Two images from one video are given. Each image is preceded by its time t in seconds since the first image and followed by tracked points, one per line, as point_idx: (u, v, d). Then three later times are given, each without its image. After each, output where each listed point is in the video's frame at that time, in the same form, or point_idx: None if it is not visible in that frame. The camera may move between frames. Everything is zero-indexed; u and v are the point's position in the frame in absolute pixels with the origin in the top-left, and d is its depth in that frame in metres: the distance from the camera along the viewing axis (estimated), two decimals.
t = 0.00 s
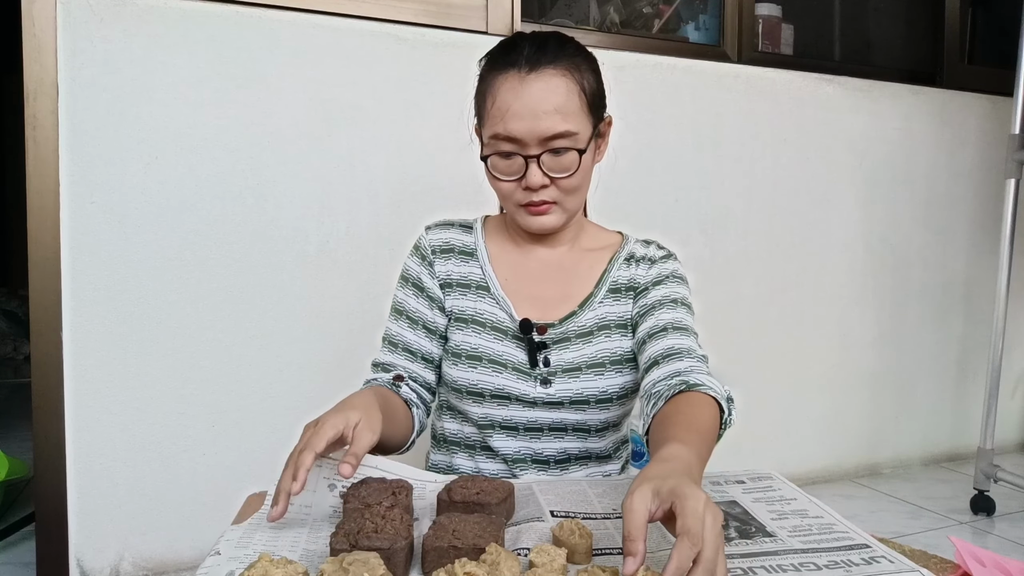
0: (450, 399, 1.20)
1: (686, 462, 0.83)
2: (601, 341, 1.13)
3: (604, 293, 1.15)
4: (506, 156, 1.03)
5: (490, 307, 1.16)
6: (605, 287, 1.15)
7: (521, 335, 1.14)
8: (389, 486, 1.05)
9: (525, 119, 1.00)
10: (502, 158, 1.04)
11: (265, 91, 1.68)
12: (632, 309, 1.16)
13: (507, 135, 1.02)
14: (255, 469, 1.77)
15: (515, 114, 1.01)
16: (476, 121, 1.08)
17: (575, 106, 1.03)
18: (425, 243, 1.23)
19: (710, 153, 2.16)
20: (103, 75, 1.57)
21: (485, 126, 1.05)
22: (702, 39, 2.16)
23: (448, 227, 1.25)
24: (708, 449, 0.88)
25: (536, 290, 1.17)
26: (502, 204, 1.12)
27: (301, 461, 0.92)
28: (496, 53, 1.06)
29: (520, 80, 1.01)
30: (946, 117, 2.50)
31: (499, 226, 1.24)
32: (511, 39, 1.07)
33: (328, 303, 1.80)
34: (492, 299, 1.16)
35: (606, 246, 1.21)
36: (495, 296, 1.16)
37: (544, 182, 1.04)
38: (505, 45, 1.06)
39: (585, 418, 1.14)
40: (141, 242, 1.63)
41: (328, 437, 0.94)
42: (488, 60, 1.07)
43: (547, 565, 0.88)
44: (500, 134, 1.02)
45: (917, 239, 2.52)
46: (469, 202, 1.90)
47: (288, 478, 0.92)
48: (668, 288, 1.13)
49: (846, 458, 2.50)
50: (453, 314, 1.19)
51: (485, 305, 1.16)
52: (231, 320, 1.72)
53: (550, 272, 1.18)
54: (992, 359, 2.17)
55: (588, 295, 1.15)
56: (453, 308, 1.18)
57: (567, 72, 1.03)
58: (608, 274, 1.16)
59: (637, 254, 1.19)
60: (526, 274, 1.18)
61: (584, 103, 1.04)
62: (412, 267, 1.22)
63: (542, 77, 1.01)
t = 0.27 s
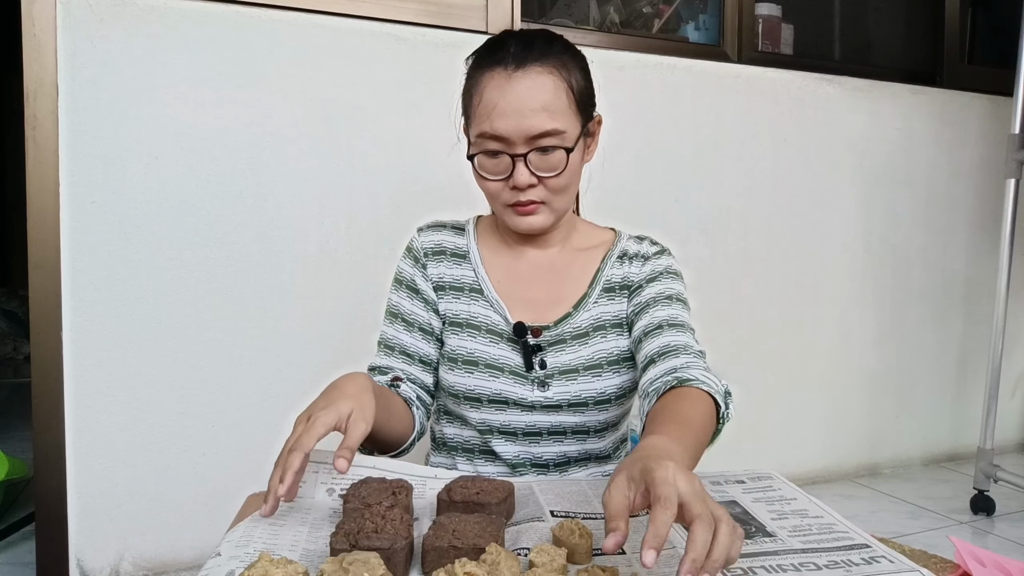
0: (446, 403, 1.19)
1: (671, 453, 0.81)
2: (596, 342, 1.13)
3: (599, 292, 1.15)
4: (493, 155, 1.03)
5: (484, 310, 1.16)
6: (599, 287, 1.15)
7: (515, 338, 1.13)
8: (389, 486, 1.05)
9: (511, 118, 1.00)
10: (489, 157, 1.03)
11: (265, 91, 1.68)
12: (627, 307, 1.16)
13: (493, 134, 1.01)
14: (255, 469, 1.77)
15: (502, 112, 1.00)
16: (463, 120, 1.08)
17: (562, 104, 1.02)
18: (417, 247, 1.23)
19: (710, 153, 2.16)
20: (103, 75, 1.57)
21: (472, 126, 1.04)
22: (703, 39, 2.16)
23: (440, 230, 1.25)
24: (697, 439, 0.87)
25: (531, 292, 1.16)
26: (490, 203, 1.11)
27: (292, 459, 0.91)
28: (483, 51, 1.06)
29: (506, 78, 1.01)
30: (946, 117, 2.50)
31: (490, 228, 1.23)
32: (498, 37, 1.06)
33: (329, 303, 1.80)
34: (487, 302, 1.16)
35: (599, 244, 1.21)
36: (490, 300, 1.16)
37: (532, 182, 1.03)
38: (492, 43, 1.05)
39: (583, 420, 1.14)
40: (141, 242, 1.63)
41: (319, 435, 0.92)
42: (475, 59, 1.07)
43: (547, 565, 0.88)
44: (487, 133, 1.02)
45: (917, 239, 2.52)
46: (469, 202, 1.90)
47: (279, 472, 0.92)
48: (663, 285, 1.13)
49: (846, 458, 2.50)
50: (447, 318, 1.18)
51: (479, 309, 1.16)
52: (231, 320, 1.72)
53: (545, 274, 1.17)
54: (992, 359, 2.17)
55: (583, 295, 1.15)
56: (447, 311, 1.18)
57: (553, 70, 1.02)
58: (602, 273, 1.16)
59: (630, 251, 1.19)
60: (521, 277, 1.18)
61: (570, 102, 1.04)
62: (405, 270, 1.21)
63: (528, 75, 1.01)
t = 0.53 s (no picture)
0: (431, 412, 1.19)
1: (541, 433, 0.76)
2: (564, 345, 1.10)
3: (565, 293, 1.11)
4: (462, 156, 0.98)
5: (454, 319, 1.14)
6: (565, 287, 1.11)
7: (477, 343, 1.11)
8: (389, 487, 1.03)
9: (482, 119, 0.95)
10: (457, 157, 0.99)
11: (265, 91, 1.68)
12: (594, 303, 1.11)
13: (463, 134, 0.96)
14: (255, 469, 1.77)
15: (472, 112, 0.96)
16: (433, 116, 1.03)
17: (535, 106, 0.98)
18: (393, 258, 1.23)
19: (710, 153, 2.16)
20: (103, 75, 1.57)
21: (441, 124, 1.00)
22: (703, 39, 2.16)
23: (415, 239, 1.24)
24: (596, 422, 0.81)
25: (499, 299, 1.13)
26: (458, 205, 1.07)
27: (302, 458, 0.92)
28: (455, 47, 1.01)
29: (479, 76, 0.96)
30: (946, 117, 2.50)
31: (464, 234, 1.21)
32: (471, 33, 1.02)
33: (329, 303, 1.80)
34: (456, 311, 1.14)
35: (571, 240, 1.16)
36: (459, 308, 1.14)
37: (501, 185, 0.99)
38: (464, 39, 1.01)
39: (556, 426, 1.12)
40: (141, 242, 1.63)
41: (327, 432, 0.94)
42: (447, 54, 1.02)
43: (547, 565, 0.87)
44: (457, 132, 0.97)
45: (917, 239, 2.52)
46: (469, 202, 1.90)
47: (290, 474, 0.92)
48: (622, 271, 1.08)
49: (846, 458, 2.50)
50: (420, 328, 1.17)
51: (448, 317, 1.14)
52: (231, 320, 1.72)
53: (513, 276, 1.14)
54: (992, 359, 2.17)
55: (548, 297, 1.11)
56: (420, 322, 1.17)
57: (528, 71, 0.98)
58: (567, 272, 1.11)
59: (596, 245, 1.14)
60: (488, 282, 1.14)
61: (544, 105, 1.00)
62: (383, 282, 1.22)
63: (502, 74, 0.96)
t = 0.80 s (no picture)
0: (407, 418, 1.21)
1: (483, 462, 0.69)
2: (523, 353, 1.09)
3: (524, 297, 1.09)
4: (427, 158, 0.98)
5: (421, 326, 1.14)
6: (524, 292, 1.09)
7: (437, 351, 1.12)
8: (389, 487, 1.04)
9: (448, 122, 0.95)
10: (423, 158, 0.98)
11: (265, 92, 1.68)
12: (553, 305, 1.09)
13: (429, 136, 0.96)
14: (255, 469, 1.77)
15: (439, 115, 0.95)
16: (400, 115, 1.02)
17: (503, 113, 0.97)
18: (372, 261, 1.23)
19: (709, 153, 2.16)
20: (103, 75, 1.57)
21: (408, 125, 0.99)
22: (702, 40, 2.16)
23: (392, 244, 1.25)
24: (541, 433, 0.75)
25: (462, 306, 1.12)
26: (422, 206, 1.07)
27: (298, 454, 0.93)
28: (424, 48, 1.00)
29: (448, 80, 0.95)
30: (945, 117, 2.50)
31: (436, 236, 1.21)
32: (442, 34, 1.01)
33: (329, 303, 1.80)
34: (422, 318, 1.14)
35: (533, 241, 1.13)
36: (425, 316, 1.14)
37: (464, 190, 0.99)
38: (434, 40, 1.00)
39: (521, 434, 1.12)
40: (141, 242, 1.63)
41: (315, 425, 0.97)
42: (416, 54, 1.01)
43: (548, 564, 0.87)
44: (423, 134, 0.96)
45: (917, 240, 2.52)
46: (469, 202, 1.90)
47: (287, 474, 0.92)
48: (575, 263, 1.04)
49: (846, 458, 2.50)
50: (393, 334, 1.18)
51: (416, 325, 1.14)
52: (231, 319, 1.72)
53: (475, 282, 1.13)
54: (992, 359, 2.17)
55: (506, 304, 1.09)
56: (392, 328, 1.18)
57: (497, 77, 0.97)
58: (526, 276, 1.09)
59: (553, 244, 1.10)
60: (451, 289, 1.14)
61: (512, 113, 0.99)
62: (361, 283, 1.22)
63: (470, 79, 0.96)
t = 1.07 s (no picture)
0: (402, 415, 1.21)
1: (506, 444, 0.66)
2: (520, 354, 1.09)
3: (520, 298, 1.09)
4: (413, 160, 0.97)
5: (417, 323, 1.14)
6: (520, 292, 1.09)
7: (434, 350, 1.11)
8: (389, 487, 1.04)
9: (433, 122, 0.95)
10: (409, 160, 0.98)
11: (265, 92, 1.68)
12: (550, 306, 1.10)
13: (414, 138, 0.96)
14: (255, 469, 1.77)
15: (422, 116, 0.95)
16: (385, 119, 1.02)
17: (487, 111, 0.97)
18: (369, 247, 1.23)
19: (709, 153, 2.16)
20: (103, 75, 1.57)
21: (392, 127, 0.99)
22: (702, 40, 2.17)
23: (389, 235, 1.24)
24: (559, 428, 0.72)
25: (457, 307, 1.12)
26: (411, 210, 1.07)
27: (275, 394, 0.85)
28: (406, 50, 1.01)
29: (431, 80, 0.96)
30: (945, 117, 2.50)
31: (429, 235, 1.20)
32: (423, 36, 1.01)
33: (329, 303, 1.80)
34: (419, 315, 1.14)
35: (528, 242, 1.14)
36: (422, 313, 1.14)
37: (452, 191, 0.99)
38: (416, 42, 1.00)
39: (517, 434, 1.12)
40: (141, 242, 1.63)
41: (298, 365, 0.89)
42: (398, 57, 1.01)
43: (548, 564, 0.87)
44: (407, 136, 0.96)
45: (917, 239, 2.52)
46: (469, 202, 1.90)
47: (260, 414, 0.84)
48: (575, 265, 1.05)
49: (846, 458, 2.50)
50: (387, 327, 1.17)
51: (412, 322, 1.14)
52: (231, 320, 1.72)
53: (470, 284, 1.13)
54: (992, 359, 2.17)
55: (502, 305, 1.10)
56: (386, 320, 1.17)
57: (480, 75, 0.98)
58: (522, 277, 1.09)
59: (548, 244, 1.11)
60: (445, 290, 1.14)
61: (497, 111, 0.99)
62: (356, 261, 1.20)
63: (452, 78, 0.96)
